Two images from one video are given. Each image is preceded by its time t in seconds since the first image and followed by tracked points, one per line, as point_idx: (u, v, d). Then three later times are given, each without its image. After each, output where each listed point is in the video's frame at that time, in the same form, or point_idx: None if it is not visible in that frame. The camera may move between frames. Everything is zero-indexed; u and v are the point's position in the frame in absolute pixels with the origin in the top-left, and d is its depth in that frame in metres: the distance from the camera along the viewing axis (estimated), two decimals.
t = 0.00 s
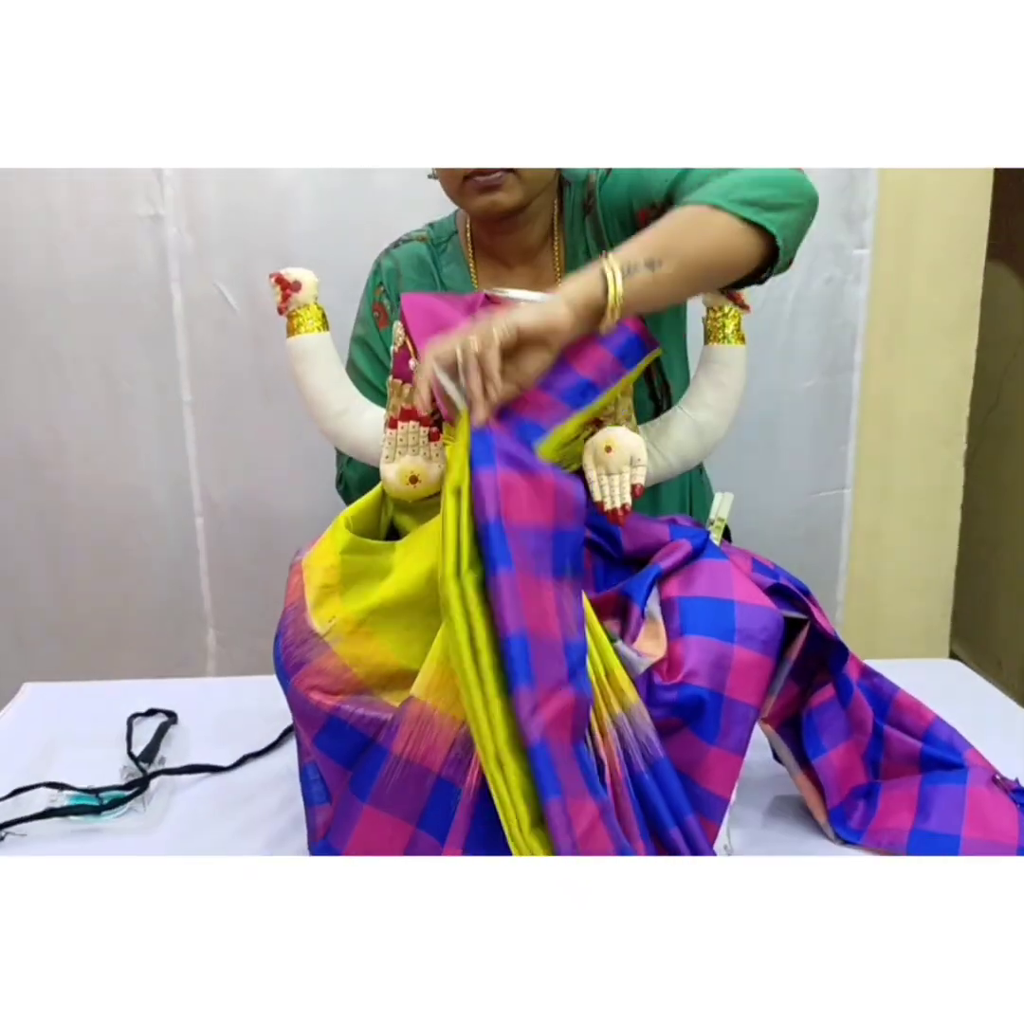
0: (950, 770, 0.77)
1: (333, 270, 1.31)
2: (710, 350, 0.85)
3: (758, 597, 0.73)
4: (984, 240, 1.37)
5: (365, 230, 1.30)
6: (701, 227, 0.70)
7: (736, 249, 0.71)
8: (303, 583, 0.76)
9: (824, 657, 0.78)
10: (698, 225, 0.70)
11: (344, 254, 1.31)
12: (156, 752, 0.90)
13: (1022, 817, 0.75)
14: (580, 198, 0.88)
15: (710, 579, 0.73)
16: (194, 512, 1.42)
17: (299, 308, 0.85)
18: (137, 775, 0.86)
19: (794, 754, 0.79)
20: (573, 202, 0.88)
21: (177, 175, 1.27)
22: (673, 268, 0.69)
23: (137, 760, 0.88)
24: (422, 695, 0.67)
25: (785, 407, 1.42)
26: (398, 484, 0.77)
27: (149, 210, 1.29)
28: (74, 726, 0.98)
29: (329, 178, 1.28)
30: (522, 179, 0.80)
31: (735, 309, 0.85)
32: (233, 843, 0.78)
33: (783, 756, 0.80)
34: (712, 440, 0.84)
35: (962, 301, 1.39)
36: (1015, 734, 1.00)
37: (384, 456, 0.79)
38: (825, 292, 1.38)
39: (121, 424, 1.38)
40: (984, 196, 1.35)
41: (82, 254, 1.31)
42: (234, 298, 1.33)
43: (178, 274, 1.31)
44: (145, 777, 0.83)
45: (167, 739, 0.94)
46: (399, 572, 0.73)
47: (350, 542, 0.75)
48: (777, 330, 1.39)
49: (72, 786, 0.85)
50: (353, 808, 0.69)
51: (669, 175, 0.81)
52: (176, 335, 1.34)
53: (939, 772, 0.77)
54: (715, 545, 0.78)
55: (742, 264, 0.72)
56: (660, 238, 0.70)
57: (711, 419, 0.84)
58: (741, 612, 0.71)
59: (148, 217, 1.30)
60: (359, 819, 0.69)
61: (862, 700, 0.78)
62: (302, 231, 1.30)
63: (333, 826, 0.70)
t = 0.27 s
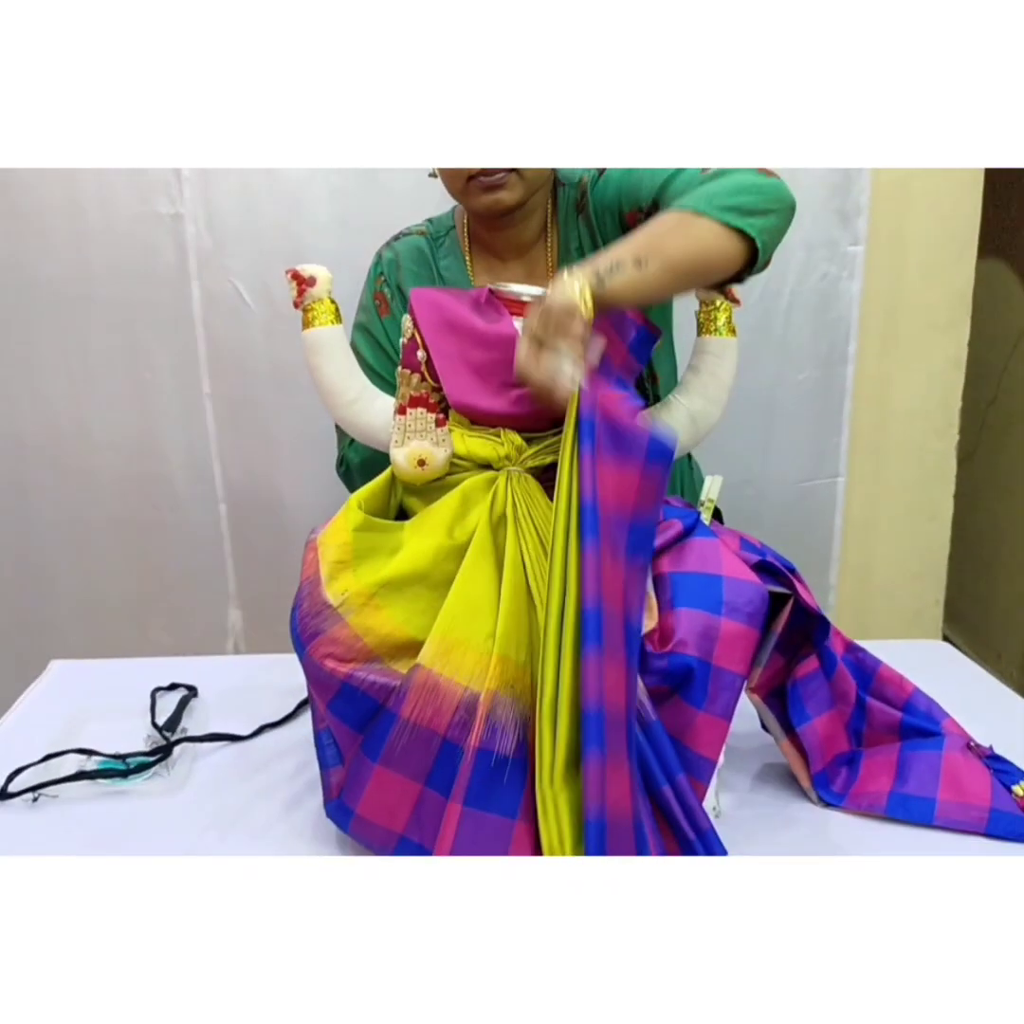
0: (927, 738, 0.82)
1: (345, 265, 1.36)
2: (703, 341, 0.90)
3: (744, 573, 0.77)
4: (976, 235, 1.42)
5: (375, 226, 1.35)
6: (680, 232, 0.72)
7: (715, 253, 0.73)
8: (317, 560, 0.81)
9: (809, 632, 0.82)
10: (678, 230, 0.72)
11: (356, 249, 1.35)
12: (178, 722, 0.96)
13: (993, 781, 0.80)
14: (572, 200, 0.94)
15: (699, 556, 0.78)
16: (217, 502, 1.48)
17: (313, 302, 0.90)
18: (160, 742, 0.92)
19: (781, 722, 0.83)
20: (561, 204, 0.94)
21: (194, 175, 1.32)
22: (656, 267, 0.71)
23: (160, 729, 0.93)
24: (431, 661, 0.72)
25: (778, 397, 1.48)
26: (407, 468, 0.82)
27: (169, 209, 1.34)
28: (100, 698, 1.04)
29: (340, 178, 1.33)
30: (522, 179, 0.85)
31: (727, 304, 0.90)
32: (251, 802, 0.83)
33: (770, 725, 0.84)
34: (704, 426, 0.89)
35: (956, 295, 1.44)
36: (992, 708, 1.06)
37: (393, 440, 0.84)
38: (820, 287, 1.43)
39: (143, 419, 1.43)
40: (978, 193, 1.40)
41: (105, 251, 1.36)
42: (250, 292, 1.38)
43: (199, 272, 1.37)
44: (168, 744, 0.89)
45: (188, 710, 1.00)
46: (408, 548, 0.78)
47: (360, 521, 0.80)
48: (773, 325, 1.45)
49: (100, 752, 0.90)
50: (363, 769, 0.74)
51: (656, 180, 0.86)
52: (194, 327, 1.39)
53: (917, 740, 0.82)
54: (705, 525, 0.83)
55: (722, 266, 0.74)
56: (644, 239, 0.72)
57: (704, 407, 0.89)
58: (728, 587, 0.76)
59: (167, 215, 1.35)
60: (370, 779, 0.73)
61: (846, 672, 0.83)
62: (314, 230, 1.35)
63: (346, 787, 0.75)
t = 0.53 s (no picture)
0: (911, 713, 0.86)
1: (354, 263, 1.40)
2: (696, 334, 0.94)
3: (733, 554, 0.81)
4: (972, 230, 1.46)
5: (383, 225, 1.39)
6: (715, 209, 0.81)
7: (741, 226, 0.82)
8: (325, 542, 0.85)
9: (796, 610, 0.86)
10: (712, 207, 0.81)
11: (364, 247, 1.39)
12: (194, 702, 1.01)
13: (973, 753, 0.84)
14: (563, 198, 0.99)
15: (690, 539, 0.82)
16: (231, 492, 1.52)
17: (320, 299, 0.93)
18: (176, 722, 0.97)
19: (770, 698, 0.87)
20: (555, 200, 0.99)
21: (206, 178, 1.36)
22: (704, 248, 0.80)
23: (176, 709, 0.98)
24: (432, 638, 0.77)
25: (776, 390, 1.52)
26: (410, 456, 0.86)
27: (181, 211, 1.38)
28: (119, 679, 1.09)
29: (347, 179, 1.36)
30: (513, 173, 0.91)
31: (718, 298, 0.94)
32: (261, 780, 0.88)
33: (761, 702, 0.88)
34: (697, 416, 0.93)
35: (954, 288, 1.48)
36: (977, 686, 1.10)
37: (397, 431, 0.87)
38: (816, 281, 1.48)
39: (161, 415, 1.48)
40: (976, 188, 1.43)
41: (119, 252, 1.40)
42: (261, 291, 1.42)
43: (211, 271, 1.40)
44: (184, 723, 0.95)
45: (203, 692, 1.04)
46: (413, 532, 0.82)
47: (367, 506, 0.85)
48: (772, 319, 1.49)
49: (119, 731, 0.95)
50: (369, 743, 0.78)
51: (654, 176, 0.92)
52: (206, 325, 1.43)
53: (902, 715, 0.87)
54: (696, 510, 0.87)
55: (746, 239, 0.83)
56: (687, 218, 0.80)
57: (698, 398, 0.93)
58: (717, 568, 0.79)
59: (179, 216, 1.39)
60: (376, 752, 0.78)
61: (833, 650, 0.86)
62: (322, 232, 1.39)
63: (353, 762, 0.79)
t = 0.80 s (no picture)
0: (902, 696, 0.91)
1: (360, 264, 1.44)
2: (691, 329, 0.98)
3: (729, 544, 0.84)
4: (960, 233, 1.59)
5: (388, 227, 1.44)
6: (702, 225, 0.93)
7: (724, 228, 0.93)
8: (333, 534, 0.88)
9: (790, 599, 0.90)
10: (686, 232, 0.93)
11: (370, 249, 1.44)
12: (205, 691, 1.04)
13: (963, 737, 0.88)
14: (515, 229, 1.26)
15: (685, 528, 0.85)
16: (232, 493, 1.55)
17: (326, 299, 0.96)
18: (188, 710, 1.00)
19: (765, 683, 0.91)
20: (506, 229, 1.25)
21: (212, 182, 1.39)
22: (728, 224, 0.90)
23: (188, 697, 1.01)
24: (439, 626, 0.80)
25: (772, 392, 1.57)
26: (414, 450, 0.88)
27: (188, 213, 1.41)
28: (130, 669, 1.12)
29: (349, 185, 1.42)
30: (461, 171, 1.01)
31: (713, 296, 0.98)
32: (272, 764, 0.92)
33: (757, 686, 0.92)
34: (689, 410, 0.98)
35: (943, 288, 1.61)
36: (955, 667, 1.15)
37: (402, 425, 0.90)
38: (814, 278, 1.51)
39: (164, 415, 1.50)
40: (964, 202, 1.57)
41: (127, 256, 1.43)
42: (268, 292, 1.45)
43: (217, 272, 1.44)
44: (196, 711, 0.98)
45: (213, 682, 1.07)
46: (419, 522, 0.85)
47: (374, 498, 0.88)
48: (768, 317, 1.53)
49: (133, 718, 0.99)
50: (377, 726, 0.82)
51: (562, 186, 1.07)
52: (212, 329, 1.46)
53: (893, 699, 0.91)
54: (692, 500, 0.90)
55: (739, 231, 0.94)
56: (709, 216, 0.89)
57: (690, 392, 0.97)
58: (713, 556, 0.82)
59: (186, 219, 1.42)
60: (385, 735, 0.81)
61: (826, 637, 0.91)
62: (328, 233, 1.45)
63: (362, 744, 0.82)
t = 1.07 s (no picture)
0: (888, 680, 0.97)
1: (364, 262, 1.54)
2: (684, 325, 1.01)
3: (721, 532, 0.87)
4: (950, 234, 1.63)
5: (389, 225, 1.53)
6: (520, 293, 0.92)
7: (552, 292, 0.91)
8: (337, 523, 0.91)
9: (781, 587, 0.95)
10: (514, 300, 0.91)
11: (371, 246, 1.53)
12: (213, 676, 1.08)
13: (946, 718, 0.95)
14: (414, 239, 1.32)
15: (678, 517, 0.88)
16: (209, 498, 1.50)
17: (331, 296, 0.98)
18: (198, 693, 1.04)
19: (756, 668, 0.97)
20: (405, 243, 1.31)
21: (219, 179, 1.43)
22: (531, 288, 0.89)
23: (197, 682, 1.05)
24: (440, 612, 0.84)
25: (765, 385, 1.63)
26: (416, 442, 0.92)
27: (191, 210, 1.43)
28: (138, 654, 1.16)
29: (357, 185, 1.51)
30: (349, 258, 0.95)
31: (705, 293, 1.02)
32: (280, 744, 0.96)
33: (747, 671, 0.97)
34: (679, 402, 1.01)
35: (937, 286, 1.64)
36: (932, 649, 1.21)
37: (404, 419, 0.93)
38: (806, 278, 1.60)
39: (147, 425, 1.47)
40: (950, 200, 1.61)
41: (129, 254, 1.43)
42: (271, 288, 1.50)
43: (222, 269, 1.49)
44: (205, 695, 1.02)
45: (222, 667, 1.11)
46: (421, 512, 0.89)
47: (377, 489, 0.91)
48: (762, 313, 1.60)
49: (144, 702, 1.02)
50: (380, 708, 0.85)
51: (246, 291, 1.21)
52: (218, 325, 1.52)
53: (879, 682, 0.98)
54: (685, 490, 0.93)
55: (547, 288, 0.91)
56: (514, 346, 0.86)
57: (682, 386, 1.01)
58: (704, 544, 0.85)
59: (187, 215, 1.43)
60: (387, 715, 0.85)
61: (815, 624, 0.96)
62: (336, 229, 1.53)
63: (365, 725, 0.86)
